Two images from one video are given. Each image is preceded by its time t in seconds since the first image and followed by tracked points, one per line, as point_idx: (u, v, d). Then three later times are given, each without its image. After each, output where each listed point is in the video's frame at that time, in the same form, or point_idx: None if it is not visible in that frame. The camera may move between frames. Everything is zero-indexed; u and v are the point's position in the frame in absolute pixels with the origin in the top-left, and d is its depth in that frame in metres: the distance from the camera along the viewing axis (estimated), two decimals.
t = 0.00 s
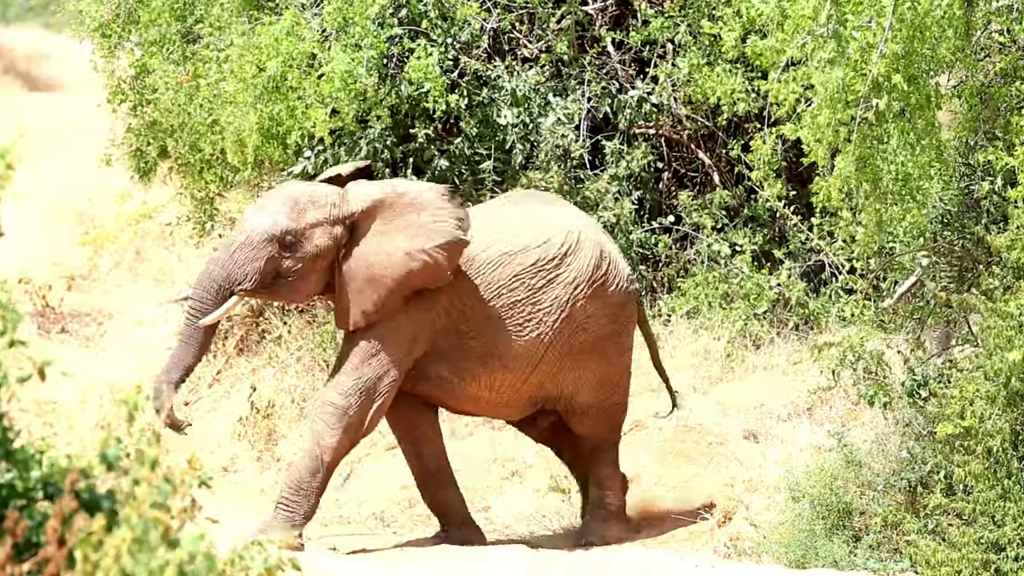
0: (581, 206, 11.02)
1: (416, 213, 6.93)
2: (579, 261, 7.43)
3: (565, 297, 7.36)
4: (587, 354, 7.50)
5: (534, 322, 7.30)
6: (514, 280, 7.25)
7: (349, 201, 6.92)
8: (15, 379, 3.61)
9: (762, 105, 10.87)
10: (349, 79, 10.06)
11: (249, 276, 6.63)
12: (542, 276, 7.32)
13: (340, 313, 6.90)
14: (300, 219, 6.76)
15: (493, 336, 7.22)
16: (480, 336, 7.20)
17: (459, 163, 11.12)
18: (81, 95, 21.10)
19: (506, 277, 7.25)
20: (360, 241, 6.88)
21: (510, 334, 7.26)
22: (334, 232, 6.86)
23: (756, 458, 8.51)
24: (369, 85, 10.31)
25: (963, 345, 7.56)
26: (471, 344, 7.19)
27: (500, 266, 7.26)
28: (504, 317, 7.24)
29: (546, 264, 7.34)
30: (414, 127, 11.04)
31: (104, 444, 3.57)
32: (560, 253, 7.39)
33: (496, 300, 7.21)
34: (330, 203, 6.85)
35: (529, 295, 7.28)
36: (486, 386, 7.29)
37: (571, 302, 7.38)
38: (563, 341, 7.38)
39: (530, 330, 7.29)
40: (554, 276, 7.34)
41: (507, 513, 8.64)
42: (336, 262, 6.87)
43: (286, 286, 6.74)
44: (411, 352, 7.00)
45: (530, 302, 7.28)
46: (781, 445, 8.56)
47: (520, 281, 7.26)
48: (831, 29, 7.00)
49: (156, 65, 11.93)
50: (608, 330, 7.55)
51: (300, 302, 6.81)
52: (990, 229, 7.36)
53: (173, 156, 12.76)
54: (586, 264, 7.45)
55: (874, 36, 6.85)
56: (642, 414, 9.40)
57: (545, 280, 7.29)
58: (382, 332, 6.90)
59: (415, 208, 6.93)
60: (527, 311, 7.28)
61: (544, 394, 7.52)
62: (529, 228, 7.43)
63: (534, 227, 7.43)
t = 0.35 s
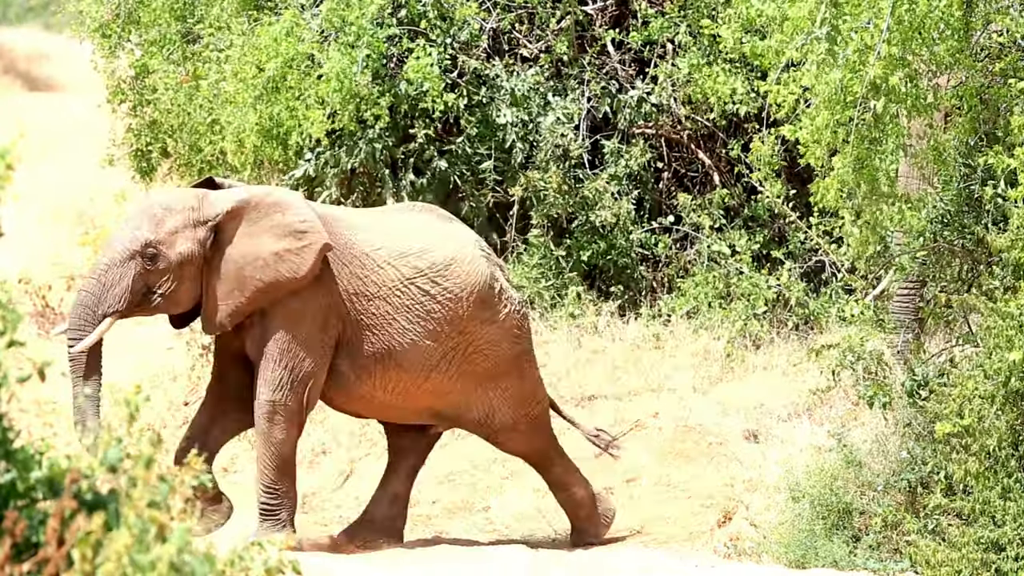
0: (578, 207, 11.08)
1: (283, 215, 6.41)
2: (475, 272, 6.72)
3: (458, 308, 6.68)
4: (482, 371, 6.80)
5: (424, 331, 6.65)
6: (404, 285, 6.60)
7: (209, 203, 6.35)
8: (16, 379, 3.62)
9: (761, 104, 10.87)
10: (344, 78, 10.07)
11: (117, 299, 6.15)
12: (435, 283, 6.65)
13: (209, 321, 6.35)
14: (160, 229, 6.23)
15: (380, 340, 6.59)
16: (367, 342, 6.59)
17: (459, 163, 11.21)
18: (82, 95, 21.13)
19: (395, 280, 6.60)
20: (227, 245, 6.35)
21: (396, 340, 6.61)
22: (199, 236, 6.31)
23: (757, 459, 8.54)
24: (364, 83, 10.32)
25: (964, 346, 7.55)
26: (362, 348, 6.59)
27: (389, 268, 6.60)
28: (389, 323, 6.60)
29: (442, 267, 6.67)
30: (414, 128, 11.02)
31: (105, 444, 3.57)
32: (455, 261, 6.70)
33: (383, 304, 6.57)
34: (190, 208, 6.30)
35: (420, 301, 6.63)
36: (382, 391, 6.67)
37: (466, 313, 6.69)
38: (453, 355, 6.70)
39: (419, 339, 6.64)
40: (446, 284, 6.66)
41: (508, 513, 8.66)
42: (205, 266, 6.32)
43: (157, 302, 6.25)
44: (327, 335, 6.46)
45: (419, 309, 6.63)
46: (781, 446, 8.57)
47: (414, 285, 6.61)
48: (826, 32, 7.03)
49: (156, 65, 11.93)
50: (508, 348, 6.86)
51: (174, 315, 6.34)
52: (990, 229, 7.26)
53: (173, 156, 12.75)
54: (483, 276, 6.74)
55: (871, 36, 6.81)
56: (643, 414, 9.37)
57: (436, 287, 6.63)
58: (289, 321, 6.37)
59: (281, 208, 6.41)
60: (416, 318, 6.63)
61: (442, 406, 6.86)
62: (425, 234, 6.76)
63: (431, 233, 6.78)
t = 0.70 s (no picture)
0: (577, 206, 11.07)
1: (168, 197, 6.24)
2: (349, 268, 6.54)
3: (333, 304, 6.48)
4: (358, 369, 6.56)
5: (297, 331, 6.43)
6: (276, 286, 6.38)
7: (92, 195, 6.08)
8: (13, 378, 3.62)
9: (761, 103, 10.87)
10: (344, 79, 10.09)
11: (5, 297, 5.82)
12: (307, 281, 6.44)
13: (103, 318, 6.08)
14: (44, 225, 5.94)
15: (257, 344, 6.34)
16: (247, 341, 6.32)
17: (458, 163, 11.19)
18: (81, 95, 21.16)
19: (268, 283, 6.37)
20: (117, 234, 6.10)
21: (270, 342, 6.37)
22: (86, 230, 6.04)
23: (757, 459, 8.58)
24: (365, 83, 10.34)
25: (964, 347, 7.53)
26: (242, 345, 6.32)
27: (260, 270, 6.37)
28: (269, 323, 6.36)
29: (316, 266, 6.46)
30: (413, 128, 11.03)
31: (105, 444, 3.58)
32: (329, 257, 6.51)
33: (258, 307, 6.34)
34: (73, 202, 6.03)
35: (293, 301, 6.41)
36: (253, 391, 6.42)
37: (340, 310, 6.49)
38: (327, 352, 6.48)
39: (293, 339, 6.42)
40: (320, 281, 6.46)
41: (509, 512, 8.68)
42: (96, 261, 6.06)
43: (49, 298, 5.95)
44: (226, 339, 6.23)
45: (296, 309, 6.42)
46: (781, 446, 8.62)
47: (288, 285, 6.40)
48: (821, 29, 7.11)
49: (156, 65, 11.92)
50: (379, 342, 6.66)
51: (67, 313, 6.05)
52: (989, 230, 7.37)
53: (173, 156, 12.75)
54: (355, 272, 6.56)
55: (871, 36, 6.80)
56: (643, 415, 9.29)
57: (310, 284, 6.43)
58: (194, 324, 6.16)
59: (165, 189, 6.22)
60: (290, 319, 6.41)
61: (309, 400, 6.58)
62: (297, 229, 6.53)
63: (300, 226, 6.55)
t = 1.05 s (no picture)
0: (577, 207, 11.07)
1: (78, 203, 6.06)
2: (250, 266, 6.56)
3: (232, 301, 6.49)
4: (247, 369, 6.65)
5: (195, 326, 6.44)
6: (177, 279, 6.38)
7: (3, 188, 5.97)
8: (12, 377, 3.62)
9: (762, 103, 10.86)
10: (348, 79, 10.10)
11: None
12: (209, 276, 6.44)
13: None
14: None
15: (150, 339, 6.35)
16: (145, 334, 6.34)
17: (459, 162, 11.17)
18: (81, 95, 21.18)
19: (166, 275, 6.37)
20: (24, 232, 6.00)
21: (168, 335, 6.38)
22: None
23: (756, 459, 8.55)
24: (370, 85, 10.36)
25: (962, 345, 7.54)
26: (137, 339, 6.34)
27: (161, 262, 6.37)
28: (166, 317, 6.37)
29: (217, 263, 6.47)
30: (414, 128, 11.04)
31: (105, 443, 3.58)
32: (231, 255, 6.51)
33: (155, 300, 6.34)
34: None
35: (194, 295, 6.41)
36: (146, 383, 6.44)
37: (237, 307, 6.51)
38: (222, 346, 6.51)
39: (189, 333, 6.42)
40: (222, 278, 6.46)
41: (508, 512, 8.68)
42: None
43: None
44: (114, 339, 6.29)
45: (196, 303, 6.41)
46: (781, 446, 8.58)
47: (189, 278, 6.39)
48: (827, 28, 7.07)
49: (156, 65, 11.91)
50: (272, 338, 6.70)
51: None
52: (990, 230, 7.34)
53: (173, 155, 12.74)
54: (254, 269, 6.57)
55: (872, 34, 6.79)
56: (643, 415, 9.30)
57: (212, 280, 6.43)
58: (68, 322, 6.10)
59: (78, 194, 6.04)
60: (188, 313, 6.41)
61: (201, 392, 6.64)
62: (198, 224, 6.53)
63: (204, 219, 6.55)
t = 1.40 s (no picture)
0: (577, 207, 11.06)
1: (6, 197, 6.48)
2: (168, 255, 7.00)
3: (151, 289, 6.92)
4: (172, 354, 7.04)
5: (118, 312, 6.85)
6: (96, 267, 6.80)
7: None
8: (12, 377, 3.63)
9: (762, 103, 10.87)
10: (348, 78, 10.12)
11: None
12: (127, 264, 6.88)
13: None
14: None
15: (77, 328, 6.73)
16: (73, 322, 6.73)
17: (459, 163, 11.19)
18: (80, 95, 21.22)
19: (87, 264, 6.80)
20: None
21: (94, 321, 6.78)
22: None
23: (756, 460, 8.60)
24: (368, 82, 10.38)
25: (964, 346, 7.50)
26: (66, 328, 6.71)
27: (81, 252, 6.81)
28: (90, 305, 6.77)
29: (135, 250, 6.91)
30: (414, 128, 11.04)
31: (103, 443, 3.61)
32: (147, 242, 6.95)
33: (76, 287, 6.75)
34: None
35: (114, 283, 6.83)
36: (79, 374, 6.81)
37: (156, 293, 6.94)
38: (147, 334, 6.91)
39: (116, 321, 6.82)
40: (139, 266, 6.89)
41: (508, 512, 8.67)
42: None
43: None
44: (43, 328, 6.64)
45: (117, 290, 6.83)
46: (782, 446, 8.54)
47: (109, 266, 6.82)
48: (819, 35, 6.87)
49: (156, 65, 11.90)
50: (194, 326, 7.15)
51: None
52: (990, 230, 7.31)
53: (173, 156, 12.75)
54: (170, 259, 7.00)
55: (871, 36, 6.77)
56: (643, 415, 9.34)
57: (130, 269, 6.86)
58: None
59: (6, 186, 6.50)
60: (112, 300, 6.82)
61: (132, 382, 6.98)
62: (115, 216, 6.98)
63: (119, 212, 6.98)
